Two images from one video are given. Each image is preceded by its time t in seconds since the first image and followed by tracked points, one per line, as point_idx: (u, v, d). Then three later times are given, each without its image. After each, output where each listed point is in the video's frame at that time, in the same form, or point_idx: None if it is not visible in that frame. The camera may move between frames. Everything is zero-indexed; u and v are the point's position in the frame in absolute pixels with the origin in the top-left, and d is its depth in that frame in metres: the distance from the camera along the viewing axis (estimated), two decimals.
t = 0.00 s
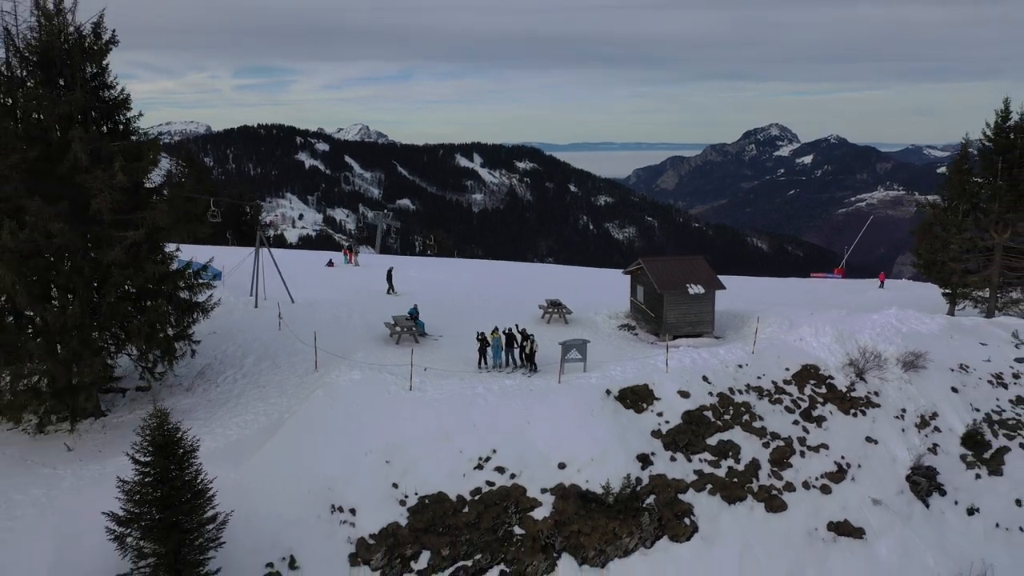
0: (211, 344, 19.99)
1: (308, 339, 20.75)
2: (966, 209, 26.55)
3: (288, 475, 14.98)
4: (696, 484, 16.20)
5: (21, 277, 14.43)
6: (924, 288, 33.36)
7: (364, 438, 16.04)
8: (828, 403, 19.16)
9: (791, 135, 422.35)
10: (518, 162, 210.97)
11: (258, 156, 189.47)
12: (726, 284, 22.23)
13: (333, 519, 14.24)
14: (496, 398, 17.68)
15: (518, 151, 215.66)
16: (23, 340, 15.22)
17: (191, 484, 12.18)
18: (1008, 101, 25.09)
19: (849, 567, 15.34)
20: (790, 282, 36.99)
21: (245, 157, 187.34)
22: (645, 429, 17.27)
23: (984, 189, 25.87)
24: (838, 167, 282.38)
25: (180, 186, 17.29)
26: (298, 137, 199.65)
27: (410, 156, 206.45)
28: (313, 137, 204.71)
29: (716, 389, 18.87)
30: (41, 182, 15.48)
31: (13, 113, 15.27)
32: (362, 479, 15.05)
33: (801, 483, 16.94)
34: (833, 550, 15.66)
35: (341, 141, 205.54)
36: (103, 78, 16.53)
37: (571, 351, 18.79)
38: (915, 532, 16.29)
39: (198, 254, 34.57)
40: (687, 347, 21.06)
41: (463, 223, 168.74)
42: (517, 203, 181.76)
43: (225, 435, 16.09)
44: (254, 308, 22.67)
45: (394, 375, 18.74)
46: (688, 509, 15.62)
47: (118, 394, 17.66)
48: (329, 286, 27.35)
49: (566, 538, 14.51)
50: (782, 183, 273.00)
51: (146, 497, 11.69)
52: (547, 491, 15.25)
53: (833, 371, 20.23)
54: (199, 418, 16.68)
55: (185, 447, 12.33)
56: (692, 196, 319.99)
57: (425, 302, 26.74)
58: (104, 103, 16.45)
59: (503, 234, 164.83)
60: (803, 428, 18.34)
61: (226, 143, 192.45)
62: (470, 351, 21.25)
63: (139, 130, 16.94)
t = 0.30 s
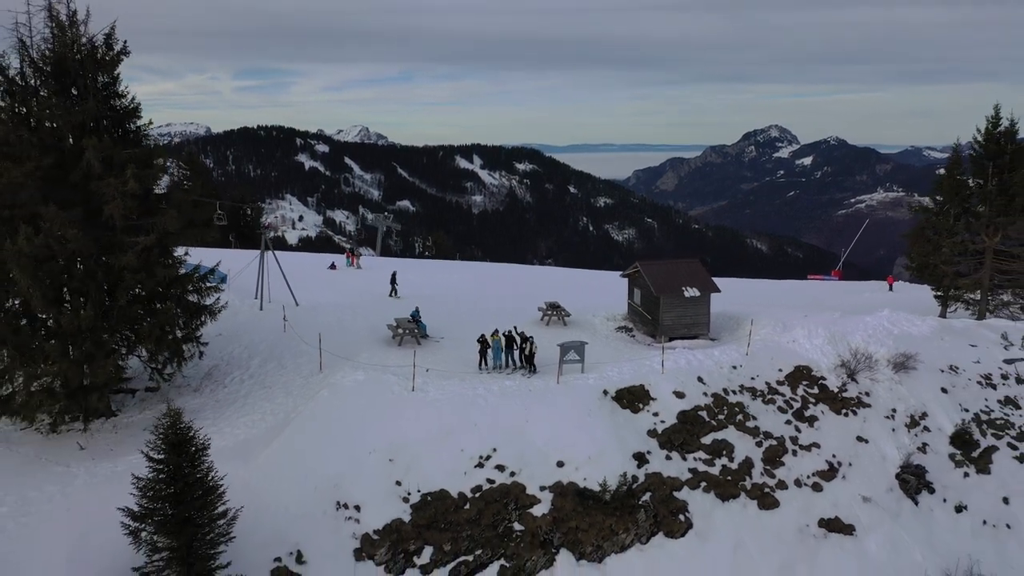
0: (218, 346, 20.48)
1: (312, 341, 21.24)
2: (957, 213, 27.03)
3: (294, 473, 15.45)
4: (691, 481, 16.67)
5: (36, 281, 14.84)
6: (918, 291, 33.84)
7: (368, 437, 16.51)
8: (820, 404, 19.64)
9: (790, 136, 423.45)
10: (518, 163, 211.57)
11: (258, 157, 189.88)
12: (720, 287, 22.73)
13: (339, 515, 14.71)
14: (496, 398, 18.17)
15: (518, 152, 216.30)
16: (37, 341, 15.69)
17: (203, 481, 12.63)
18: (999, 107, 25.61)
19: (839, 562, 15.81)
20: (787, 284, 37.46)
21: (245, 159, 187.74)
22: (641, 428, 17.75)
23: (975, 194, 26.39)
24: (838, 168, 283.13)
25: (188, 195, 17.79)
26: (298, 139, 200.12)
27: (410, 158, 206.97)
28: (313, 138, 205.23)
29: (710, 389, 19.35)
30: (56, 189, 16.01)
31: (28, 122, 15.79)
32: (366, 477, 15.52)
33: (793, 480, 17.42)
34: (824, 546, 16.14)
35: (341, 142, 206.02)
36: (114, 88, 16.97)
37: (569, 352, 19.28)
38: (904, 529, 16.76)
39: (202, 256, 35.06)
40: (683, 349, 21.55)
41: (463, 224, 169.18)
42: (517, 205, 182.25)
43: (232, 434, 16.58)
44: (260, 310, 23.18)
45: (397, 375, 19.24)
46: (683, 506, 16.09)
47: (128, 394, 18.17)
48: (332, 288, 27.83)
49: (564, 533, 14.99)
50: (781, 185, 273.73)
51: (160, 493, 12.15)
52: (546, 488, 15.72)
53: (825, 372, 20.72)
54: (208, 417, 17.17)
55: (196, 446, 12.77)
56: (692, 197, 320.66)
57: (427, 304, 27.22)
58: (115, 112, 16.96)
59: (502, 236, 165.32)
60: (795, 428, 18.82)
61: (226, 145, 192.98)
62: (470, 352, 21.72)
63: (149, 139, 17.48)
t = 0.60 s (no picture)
0: (225, 347, 20.98)
1: (316, 343, 21.73)
2: (949, 216, 27.54)
3: (301, 471, 15.92)
4: (686, 480, 17.14)
5: (49, 285, 15.32)
6: (912, 294, 34.35)
7: (372, 437, 16.98)
8: (812, 404, 20.12)
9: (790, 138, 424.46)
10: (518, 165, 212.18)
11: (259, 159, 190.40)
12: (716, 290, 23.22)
13: (344, 511, 15.17)
14: (496, 399, 18.65)
15: (518, 154, 216.98)
16: (50, 343, 16.18)
17: (213, 478, 13.04)
18: (988, 114, 26.18)
19: (830, 558, 16.26)
20: (783, 286, 37.96)
21: (245, 160, 188.00)
22: (638, 427, 18.22)
23: (966, 199, 26.90)
24: (837, 170, 283.66)
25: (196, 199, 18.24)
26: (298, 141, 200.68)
27: (410, 160, 207.59)
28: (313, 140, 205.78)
29: (705, 390, 19.84)
30: (69, 196, 16.55)
31: (42, 131, 16.24)
32: (370, 475, 15.99)
33: (785, 479, 17.88)
34: (815, 542, 16.60)
35: (341, 144, 206.59)
36: (125, 97, 17.36)
37: (568, 354, 19.77)
38: (893, 526, 17.22)
39: (206, 258, 35.55)
40: (679, 350, 22.04)
41: (463, 226, 169.69)
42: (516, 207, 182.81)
43: (240, 433, 17.09)
44: (265, 313, 23.67)
45: (400, 377, 19.72)
46: (678, 503, 16.55)
47: (137, 395, 18.67)
48: (334, 291, 28.31)
49: (562, 530, 15.45)
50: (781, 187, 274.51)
51: (173, 489, 12.58)
52: (545, 486, 16.19)
53: (818, 373, 21.20)
54: (215, 417, 17.67)
55: (207, 444, 13.17)
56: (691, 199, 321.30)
57: (428, 306, 27.71)
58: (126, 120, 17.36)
59: (502, 238, 165.80)
60: (788, 428, 19.29)
61: (226, 147, 193.38)
62: (471, 353, 22.20)
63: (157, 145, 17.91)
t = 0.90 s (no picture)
0: (231, 349, 21.46)
1: (320, 345, 22.23)
2: (941, 221, 28.03)
3: (306, 469, 16.40)
4: (681, 478, 17.61)
5: (63, 289, 15.80)
6: (906, 296, 34.85)
7: (376, 436, 17.45)
8: (805, 405, 20.61)
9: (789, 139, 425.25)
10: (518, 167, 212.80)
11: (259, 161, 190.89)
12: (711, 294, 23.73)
13: (348, 509, 15.63)
14: (496, 400, 19.13)
15: (518, 156, 217.53)
16: (63, 346, 16.67)
17: (224, 476, 13.45)
18: (980, 120, 26.69)
19: (821, 554, 16.72)
20: (780, 289, 38.44)
21: (245, 162, 188.48)
22: (634, 427, 18.70)
23: (957, 203, 27.41)
24: (837, 172, 284.28)
25: (203, 206, 18.69)
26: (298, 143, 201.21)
27: (410, 162, 208.17)
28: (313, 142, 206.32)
29: (700, 391, 20.32)
30: (82, 203, 17.06)
31: (55, 138, 16.81)
32: (375, 473, 16.46)
33: (778, 478, 18.34)
34: (807, 539, 17.07)
35: (341, 146, 207.23)
36: (136, 106, 17.83)
37: (566, 356, 20.28)
38: (883, 523, 17.68)
39: (210, 261, 36.04)
40: (675, 353, 22.54)
41: (463, 228, 170.20)
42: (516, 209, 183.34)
43: (247, 433, 17.58)
44: (270, 316, 24.18)
45: (403, 378, 20.22)
46: (674, 501, 17.01)
47: (146, 396, 19.15)
48: (338, 294, 28.80)
49: (560, 527, 15.93)
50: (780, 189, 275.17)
51: (184, 486, 13.01)
52: (544, 485, 16.65)
53: (811, 374, 21.69)
54: (223, 417, 18.15)
55: (218, 443, 13.58)
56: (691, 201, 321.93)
57: (430, 309, 28.20)
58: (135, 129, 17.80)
59: (502, 240, 166.30)
60: (781, 428, 19.76)
61: (226, 149, 193.82)
62: (471, 355, 22.69)
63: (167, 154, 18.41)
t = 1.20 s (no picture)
0: (237, 351, 21.95)
1: (324, 347, 22.71)
2: (934, 225, 28.50)
3: (312, 468, 16.87)
4: (677, 477, 18.07)
5: (76, 293, 16.27)
6: (901, 299, 35.33)
7: (380, 436, 17.92)
8: (799, 405, 21.08)
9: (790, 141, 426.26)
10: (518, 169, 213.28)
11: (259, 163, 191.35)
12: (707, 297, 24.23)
13: (353, 506, 16.09)
14: (497, 400, 19.61)
15: (518, 158, 218.05)
16: (76, 348, 17.15)
17: (233, 474, 13.88)
18: (971, 125, 27.17)
19: (813, 551, 17.18)
20: (777, 291, 38.93)
21: (244, 164, 188.59)
22: (631, 427, 19.17)
23: (949, 208, 27.89)
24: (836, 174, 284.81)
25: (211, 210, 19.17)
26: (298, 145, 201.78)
27: (411, 164, 208.72)
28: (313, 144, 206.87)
29: (696, 392, 20.80)
30: (95, 210, 17.54)
31: (68, 146, 17.22)
32: (379, 472, 16.92)
33: (772, 477, 18.80)
34: (800, 536, 17.52)
35: (341, 148, 207.77)
36: (146, 114, 18.30)
37: (565, 357, 20.79)
38: (874, 521, 18.14)
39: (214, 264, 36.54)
40: (671, 354, 23.01)
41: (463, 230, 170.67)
42: (516, 211, 183.79)
43: (254, 433, 18.07)
44: (274, 319, 24.67)
45: (406, 379, 20.70)
46: (670, 499, 17.47)
47: (155, 396, 19.64)
48: (341, 297, 29.29)
49: (559, 524, 16.38)
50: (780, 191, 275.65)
51: (195, 484, 13.44)
52: (543, 483, 17.11)
53: (804, 376, 22.16)
54: (230, 417, 18.63)
55: (228, 442, 14.00)
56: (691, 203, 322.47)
57: (431, 312, 28.67)
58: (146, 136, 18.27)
59: (502, 242, 166.67)
60: (775, 428, 20.23)
61: (226, 151, 193.94)
62: (472, 357, 23.17)
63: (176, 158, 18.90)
